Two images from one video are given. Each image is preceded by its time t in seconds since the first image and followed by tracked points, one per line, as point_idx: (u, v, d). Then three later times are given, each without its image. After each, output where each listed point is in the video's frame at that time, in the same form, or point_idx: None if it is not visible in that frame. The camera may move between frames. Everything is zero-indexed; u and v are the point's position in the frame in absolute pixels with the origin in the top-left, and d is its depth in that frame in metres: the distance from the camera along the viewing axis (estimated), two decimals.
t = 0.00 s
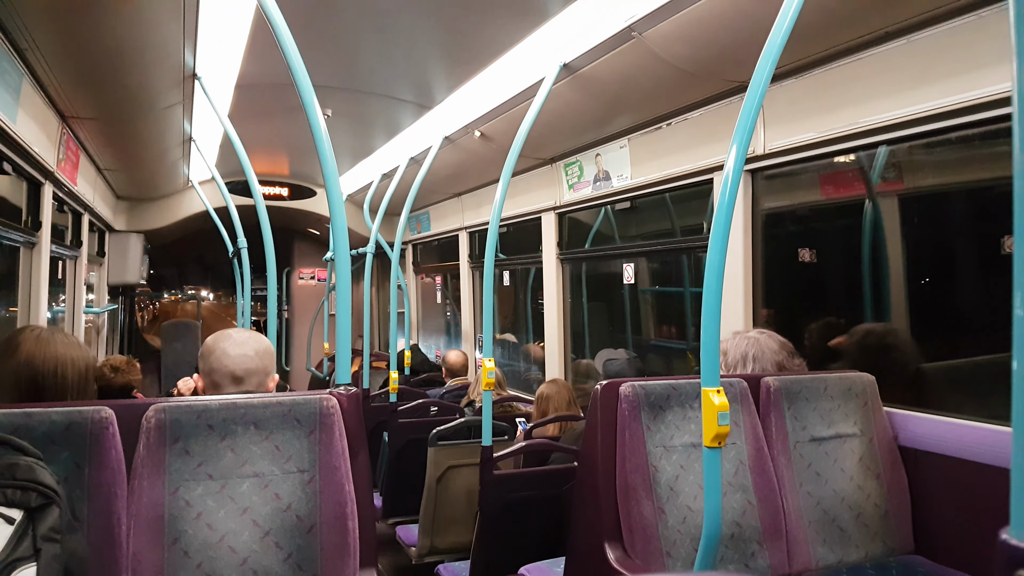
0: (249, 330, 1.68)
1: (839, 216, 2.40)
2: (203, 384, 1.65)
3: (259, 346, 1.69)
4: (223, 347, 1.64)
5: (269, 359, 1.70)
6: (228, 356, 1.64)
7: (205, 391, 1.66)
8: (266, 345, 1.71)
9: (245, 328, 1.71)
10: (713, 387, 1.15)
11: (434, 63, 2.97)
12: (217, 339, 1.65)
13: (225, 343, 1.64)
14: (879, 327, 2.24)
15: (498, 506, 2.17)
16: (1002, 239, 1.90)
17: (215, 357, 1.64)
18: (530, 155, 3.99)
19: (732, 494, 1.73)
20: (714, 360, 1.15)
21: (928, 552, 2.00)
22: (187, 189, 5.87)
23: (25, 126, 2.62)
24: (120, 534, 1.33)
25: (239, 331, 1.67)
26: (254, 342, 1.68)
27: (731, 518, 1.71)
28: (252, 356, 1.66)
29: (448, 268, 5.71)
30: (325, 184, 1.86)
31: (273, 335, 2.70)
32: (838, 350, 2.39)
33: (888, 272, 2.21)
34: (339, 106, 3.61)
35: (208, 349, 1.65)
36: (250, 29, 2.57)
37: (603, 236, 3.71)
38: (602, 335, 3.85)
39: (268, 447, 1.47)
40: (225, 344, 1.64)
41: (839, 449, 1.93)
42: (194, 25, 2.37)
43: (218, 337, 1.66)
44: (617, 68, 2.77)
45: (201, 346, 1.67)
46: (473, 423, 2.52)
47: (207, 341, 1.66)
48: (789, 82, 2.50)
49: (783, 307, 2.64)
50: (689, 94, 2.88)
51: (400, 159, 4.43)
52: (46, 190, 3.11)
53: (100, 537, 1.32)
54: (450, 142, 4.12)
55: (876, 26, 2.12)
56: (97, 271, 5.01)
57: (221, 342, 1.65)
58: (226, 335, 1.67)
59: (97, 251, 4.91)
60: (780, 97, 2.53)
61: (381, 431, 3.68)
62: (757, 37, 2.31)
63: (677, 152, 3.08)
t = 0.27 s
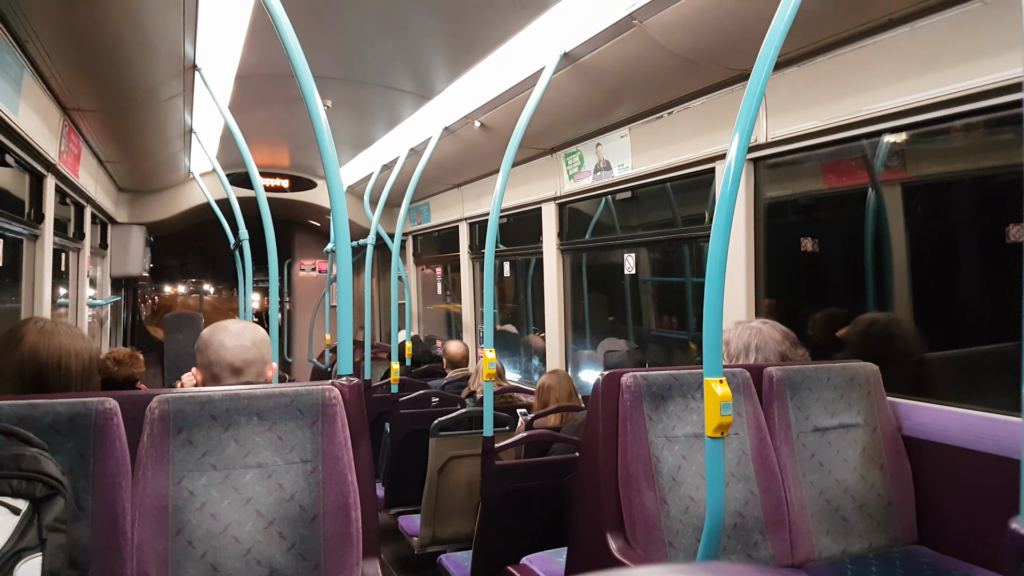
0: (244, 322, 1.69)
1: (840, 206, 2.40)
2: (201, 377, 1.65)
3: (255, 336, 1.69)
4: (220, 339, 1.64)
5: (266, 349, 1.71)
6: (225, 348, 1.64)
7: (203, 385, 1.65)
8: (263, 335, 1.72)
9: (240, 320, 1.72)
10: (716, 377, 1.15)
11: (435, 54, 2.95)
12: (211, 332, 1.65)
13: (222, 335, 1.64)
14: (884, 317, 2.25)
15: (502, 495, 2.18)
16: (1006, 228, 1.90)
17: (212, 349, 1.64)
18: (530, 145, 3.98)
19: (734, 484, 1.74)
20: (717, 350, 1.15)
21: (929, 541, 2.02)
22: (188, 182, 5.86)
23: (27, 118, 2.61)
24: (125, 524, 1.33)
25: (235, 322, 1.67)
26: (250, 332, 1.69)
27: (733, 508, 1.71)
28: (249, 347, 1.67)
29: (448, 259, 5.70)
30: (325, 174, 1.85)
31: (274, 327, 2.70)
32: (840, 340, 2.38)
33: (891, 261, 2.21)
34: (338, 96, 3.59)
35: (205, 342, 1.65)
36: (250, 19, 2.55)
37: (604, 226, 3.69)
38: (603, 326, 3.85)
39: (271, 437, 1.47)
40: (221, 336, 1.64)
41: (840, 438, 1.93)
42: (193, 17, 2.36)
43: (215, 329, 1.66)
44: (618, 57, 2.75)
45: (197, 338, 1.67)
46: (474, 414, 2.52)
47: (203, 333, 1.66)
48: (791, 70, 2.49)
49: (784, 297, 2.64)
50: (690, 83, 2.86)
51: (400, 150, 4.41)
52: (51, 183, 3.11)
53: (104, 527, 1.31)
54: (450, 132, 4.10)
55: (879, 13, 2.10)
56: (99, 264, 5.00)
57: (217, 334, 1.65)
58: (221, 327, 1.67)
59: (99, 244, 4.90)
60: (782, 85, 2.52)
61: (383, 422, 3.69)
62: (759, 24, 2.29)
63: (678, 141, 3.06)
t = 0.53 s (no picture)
0: (243, 315, 1.70)
1: (845, 210, 2.38)
2: (201, 372, 1.65)
3: (254, 330, 1.71)
4: (220, 334, 1.65)
5: (265, 343, 1.72)
6: (225, 342, 1.64)
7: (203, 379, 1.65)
8: (262, 328, 1.73)
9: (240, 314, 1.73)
10: (719, 379, 1.15)
11: (442, 53, 2.95)
12: (213, 325, 1.66)
13: (221, 330, 1.65)
14: (886, 323, 2.22)
15: (503, 495, 2.18)
16: (1010, 236, 1.88)
17: (212, 343, 1.64)
18: (536, 145, 3.98)
19: (736, 488, 1.73)
20: (721, 352, 1.15)
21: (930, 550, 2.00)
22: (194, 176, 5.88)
23: (35, 111, 2.62)
24: (125, 516, 1.34)
25: (234, 317, 1.69)
26: (249, 326, 1.70)
27: (734, 511, 1.70)
28: (249, 340, 1.67)
29: (453, 258, 5.70)
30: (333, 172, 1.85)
31: (277, 323, 2.71)
32: (843, 347, 2.37)
33: (896, 266, 2.20)
34: (346, 94, 3.60)
35: (205, 336, 1.66)
36: (260, 17, 2.55)
37: (609, 228, 3.69)
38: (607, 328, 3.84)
39: (273, 431, 1.47)
40: (221, 330, 1.65)
41: (843, 444, 1.92)
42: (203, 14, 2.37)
43: (214, 324, 1.67)
44: (625, 59, 2.74)
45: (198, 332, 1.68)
46: (476, 413, 2.52)
47: (203, 328, 1.68)
48: (799, 74, 2.48)
49: (788, 302, 2.63)
50: (697, 86, 2.86)
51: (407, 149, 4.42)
52: (57, 175, 3.12)
53: (104, 518, 1.32)
54: (456, 132, 4.10)
55: (887, 18, 2.09)
56: (104, 257, 5.02)
57: (218, 328, 1.66)
58: (221, 321, 1.68)
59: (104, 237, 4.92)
60: (789, 89, 2.52)
61: (385, 420, 3.70)
62: (766, 28, 2.28)
63: (685, 144, 3.06)
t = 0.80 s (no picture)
0: (229, 292, 1.71)
1: (834, 180, 2.38)
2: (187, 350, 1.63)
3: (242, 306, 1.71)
4: (206, 311, 1.65)
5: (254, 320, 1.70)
6: (212, 319, 1.64)
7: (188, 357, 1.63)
8: (250, 304, 1.74)
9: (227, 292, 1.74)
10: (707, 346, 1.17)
11: (428, 19, 2.87)
12: (198, 303, 1.67)
13: (207, 306, 1.66)
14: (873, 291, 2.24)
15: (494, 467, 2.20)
16: (996, 204, 1.86)
17: (199, 320, 1.63)
18: (526, 115, 3.92)
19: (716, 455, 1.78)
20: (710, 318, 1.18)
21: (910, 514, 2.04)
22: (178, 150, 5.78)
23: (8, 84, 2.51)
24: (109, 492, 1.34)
25: (220, 294, 1.70)
26: (236, 301, 1.71)
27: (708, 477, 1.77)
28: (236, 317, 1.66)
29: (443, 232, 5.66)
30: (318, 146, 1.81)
31: (266, 297, 2.69)
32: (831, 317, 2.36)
33: (883, 235, 2.21)
34: (329, 63, 3.50)
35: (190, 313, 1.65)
36: None
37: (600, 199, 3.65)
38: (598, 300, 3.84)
39: (258, 408, 1.48)
40: (207, 307, 1.66)
41: (827, 412, 1.94)
42: None
43: (200, 302, 1.67)
44: (615, 25, 2.68)
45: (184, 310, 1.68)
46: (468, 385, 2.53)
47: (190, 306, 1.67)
48: (790, 39, 2.44)
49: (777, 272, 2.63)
50: (688, 52, 2.81)
51: (394, 120, 4.34)
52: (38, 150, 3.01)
53: (87, 495, 1.32)
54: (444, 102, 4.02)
55: None
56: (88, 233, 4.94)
57: (204, 305, 1.67)
58: (208, 299, 1.69)
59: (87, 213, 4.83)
60: (781, 54, 2.47)
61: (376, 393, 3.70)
62: None
63: (678, 113, 3.03)
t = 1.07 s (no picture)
0: (223, 281, 1.63)
1: (825, 176, 2.39)
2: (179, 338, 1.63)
3: (235, 297, 1.65)
4: (197, 300, 1.60)
5: (247, 309, 1.66)
6: (203, 309, 1.61)
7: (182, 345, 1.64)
8: (243, 295, 1.67)
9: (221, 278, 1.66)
10: (700, 343, 1.15)
11: (422, 10, 2.85)
12: (190, 292, 1.61)
13: (200, 296, 1.61)
14: (864, 288, 2.24)
15: (484, 460, 2.20)
16: (987, 203, 1.90)
17: (190, 309, 1.61)
18: (519, 108, 3.90)
19: (714, 450, 1.77)
20: (702, 318, 1.14)
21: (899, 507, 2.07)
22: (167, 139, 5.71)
23: None
24: (102, 484, 1.31)
25: (212, 282, 1.62)
26: (229, 292, 1.64)
27: (711, 473, 1.74)
28: (228, 308, 1.63)
29: (435, 224, 5.64)
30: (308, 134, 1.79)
31: (255, 289, 2.66)
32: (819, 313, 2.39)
33: (874, 232, 2.21)
34: (321, 52, 3.47)
35: (183, 302, 1.62)
36: None
37: (592, 193, 3.66)
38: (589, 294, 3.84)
39: (252, 398, 1.46)
40: (199, 297, 1.61)
41: (819, 407, 1.96)
42: None
43: (192, 290, 1.62)
44: (609, 19, 2.67)
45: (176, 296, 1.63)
46: (459, 379, 2.52)
47: (181, 293, 1.63)
48: (784, 36, 2.45)
49: (769, 268, 2.64)
50: (682, 48, 2.81)
51: (386, 111, 4.31)
52: (23, 136, 3.00)
53: (80, 486, 1.29)
54: (437, 93, 3.99)
55: None
56: (76, 221, 4.87)
57: (196, 294, 1.61)
58: (199, 287, 1.62)
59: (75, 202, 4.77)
60: (774, 51, 2.48)
61: (367, 386, 3.69)
62: None
63: (669, 108, 3.02)
